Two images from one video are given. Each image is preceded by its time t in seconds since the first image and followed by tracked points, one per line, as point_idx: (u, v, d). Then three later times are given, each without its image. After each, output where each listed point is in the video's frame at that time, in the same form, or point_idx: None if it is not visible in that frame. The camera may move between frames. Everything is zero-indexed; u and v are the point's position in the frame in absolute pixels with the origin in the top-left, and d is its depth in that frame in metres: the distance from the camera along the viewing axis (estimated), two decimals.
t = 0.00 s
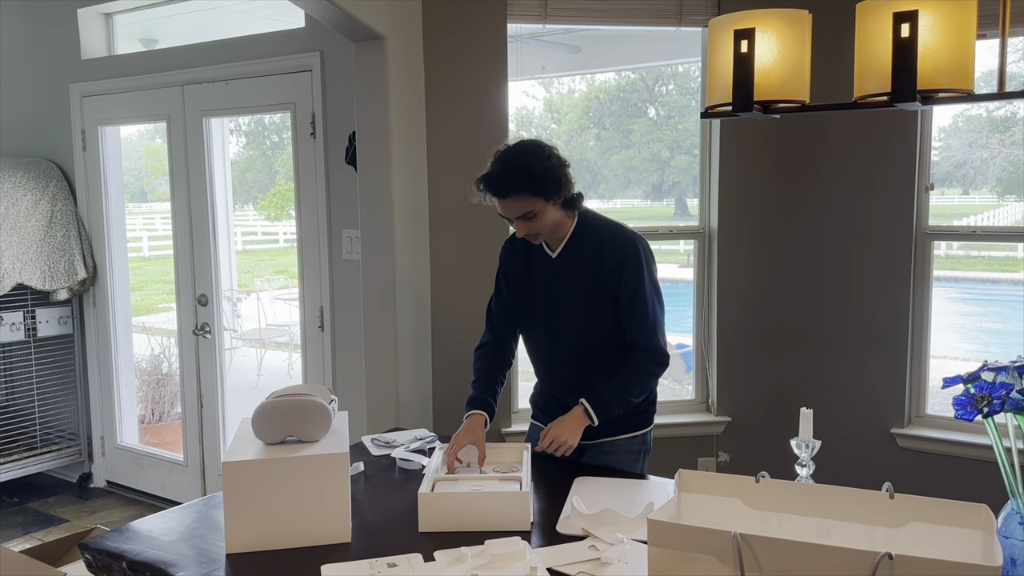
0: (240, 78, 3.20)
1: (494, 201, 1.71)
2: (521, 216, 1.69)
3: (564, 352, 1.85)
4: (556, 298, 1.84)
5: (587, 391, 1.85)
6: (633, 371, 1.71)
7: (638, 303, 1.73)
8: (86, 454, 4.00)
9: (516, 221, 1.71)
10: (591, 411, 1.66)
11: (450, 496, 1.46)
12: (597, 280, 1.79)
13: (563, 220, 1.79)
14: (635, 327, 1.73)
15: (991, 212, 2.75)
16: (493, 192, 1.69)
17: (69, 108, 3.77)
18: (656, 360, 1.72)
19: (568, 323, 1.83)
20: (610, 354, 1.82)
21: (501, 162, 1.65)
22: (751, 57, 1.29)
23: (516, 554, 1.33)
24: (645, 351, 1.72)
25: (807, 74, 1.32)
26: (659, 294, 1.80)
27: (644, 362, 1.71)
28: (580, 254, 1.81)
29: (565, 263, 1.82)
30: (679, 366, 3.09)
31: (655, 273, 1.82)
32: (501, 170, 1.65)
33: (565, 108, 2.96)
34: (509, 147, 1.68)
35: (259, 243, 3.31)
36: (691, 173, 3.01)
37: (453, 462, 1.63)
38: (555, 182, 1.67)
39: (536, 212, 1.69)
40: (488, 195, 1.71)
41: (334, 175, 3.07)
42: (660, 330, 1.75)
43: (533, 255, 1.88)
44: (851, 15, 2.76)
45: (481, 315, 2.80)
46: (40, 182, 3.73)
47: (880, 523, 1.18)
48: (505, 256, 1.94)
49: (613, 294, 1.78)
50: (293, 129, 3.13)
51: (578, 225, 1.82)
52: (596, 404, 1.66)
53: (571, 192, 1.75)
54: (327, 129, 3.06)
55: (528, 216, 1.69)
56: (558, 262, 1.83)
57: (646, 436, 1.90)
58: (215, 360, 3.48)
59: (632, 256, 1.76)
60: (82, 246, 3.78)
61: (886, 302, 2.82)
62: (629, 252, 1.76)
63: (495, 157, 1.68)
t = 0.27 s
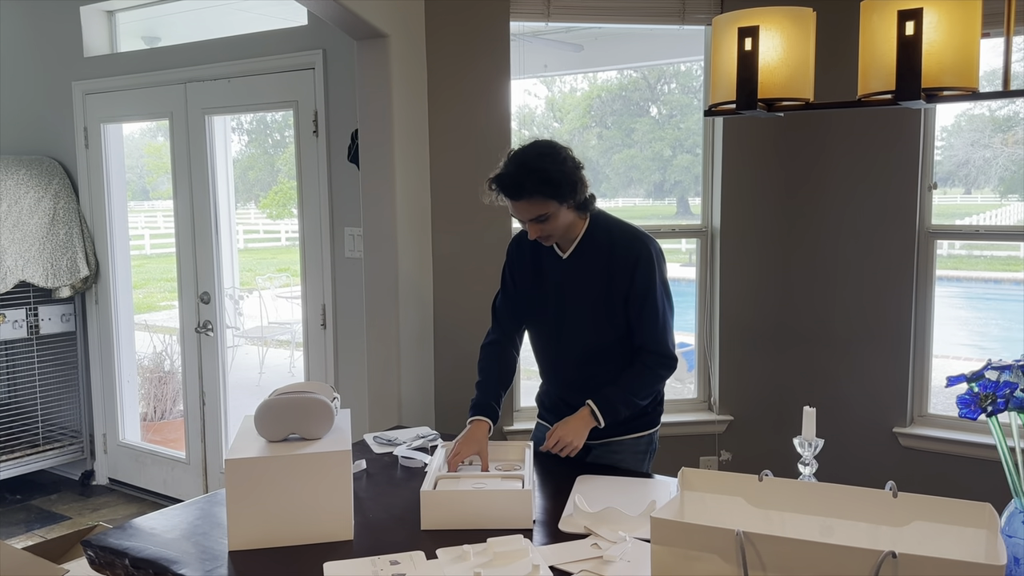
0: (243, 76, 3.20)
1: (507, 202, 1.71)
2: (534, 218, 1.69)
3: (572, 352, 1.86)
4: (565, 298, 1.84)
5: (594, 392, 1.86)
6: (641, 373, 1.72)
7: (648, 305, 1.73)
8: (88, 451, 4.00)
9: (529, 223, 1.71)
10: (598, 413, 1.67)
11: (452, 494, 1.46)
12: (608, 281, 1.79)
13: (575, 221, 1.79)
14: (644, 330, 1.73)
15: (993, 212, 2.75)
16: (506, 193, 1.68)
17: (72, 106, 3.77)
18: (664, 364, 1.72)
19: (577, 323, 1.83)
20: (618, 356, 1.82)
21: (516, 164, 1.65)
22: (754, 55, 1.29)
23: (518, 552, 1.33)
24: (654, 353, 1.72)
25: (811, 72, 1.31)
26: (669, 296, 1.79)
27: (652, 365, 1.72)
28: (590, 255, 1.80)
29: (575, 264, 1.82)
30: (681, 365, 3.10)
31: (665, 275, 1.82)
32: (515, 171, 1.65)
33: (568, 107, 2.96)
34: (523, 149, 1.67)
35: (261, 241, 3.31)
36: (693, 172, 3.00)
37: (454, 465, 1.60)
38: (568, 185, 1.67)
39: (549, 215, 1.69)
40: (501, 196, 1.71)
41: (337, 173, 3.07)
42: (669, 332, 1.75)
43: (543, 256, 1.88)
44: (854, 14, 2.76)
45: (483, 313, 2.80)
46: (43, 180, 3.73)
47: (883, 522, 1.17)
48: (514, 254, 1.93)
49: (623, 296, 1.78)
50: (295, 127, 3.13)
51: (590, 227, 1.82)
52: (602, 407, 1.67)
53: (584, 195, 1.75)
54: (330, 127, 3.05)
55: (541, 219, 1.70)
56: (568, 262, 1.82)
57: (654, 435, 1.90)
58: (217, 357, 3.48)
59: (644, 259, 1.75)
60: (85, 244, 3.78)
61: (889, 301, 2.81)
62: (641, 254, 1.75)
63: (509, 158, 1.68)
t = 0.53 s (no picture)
0: (246, 74, 3.20)
1: (518, 203, 1.70)
2: (545, 220, 1.69)
3: (579, 351, 1.85)
4: (573, 297, 1.84)
5: (600, 391, 1.85)
6: (648, 374, 1.71)
7: (656, 306, 1.72)
8: (90, 449, 4.01)
9: (539, 224, 1.70)
10: (603, 413, 1.66)
11: (454, 492, 1.46)
12: (617, 281, 1.79)
13: (585, 223, 1.78)
14: (651, 331, 1.73)
15: (997, 211, 2.74)
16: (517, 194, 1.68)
17: (74, 103, 3.77)
18: (671, 366, 1.72)
19: (584, 323, 1.83)
20: (625, 357, 1.81)
21: (528, 165, 1.64)
22: (759, 53, 1.28)
23: (521, 550, 1.32)
24: (661, 355, 1.72)
25: (815, 70, 1.31)
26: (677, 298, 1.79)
27: (659, 366, 1.72)
28: (599, 255, 1.80)
29: (583, 264, 1.81)
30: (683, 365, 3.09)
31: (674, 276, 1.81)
32: (527, 172, 1.64)
33: (570, 106, 2.95)
34: (535, 149, 1.67)
35: (263, 239, 3.31)
36: (696, 171, 3.00)
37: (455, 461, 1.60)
38: (580, 187, 1.67)
39: (559, 218, 1.69)
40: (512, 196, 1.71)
41: (340, 171, 3.06)
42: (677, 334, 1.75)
43: (551, 255, 1.87)
44: (857, 13, 2.75)
45: (485, 311, 2.80)
46: (46, 177, 3.73)
47: (887, 522, 1.17)
48: (521, 252, 1.93)
49: (631, 297, 1.77)
50: (298, 125, 3.13)
51: (599, 227, 1.82)
52: (608, 407, 1.66)
53: (595, 197, 1.75)
54: (332, 125, 3.05)
55: (552, 221, 1.69)
56: (577, 262, 1.82)
57: (658, 435, 1.90)
58: (220, 355, 3.48)
59: (654, 260, 1.74)
60: (87, 241, 3.78)
61: (893, 301, 2.81)
62: (650, 255, 1.75)
63: (521, 158, 1.67)
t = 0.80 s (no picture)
0: (249, 72, 3.20)
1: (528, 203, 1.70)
2: (553, 222, 1.69)
3: (582, 351, 1.86)
4: (577, 297, 1.84)
5: (600, 392, 1.85)
6: (649, 377, 1.71)
7: (660, 309, 1.72)
8: (93, 446, 4.02)
9: (547, 226, 1.70)
10: (601, 415, 1.66)
11: (457, 490, 1.46)
12: (623, 282, 1.79)
13: (593, 227, 1.78)
14: (653, 333, 1.73)
15: (999, 211, 2.74)
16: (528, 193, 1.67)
17: (78, 101, 3.78)
18: (673, 370, 1.72)
19: (588, 322, 1.83)
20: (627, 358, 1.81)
21: (541, 167, 1.64)
22: (763, 52, 1.28)
23: (523, 549, 1.33)
24: (662, 358, 1.72)
25: (819, 70, 1.31)
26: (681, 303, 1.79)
27: (660, 369, 1.72)
28: (605, 256, 1.80)
29: (590, 264, 1.81)
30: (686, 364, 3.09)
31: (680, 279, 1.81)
32: (539, 173, 1.64)
33: (572, 104, 2.94)
34: (550, 150, 1.66)
35: (265, 237, 3.31)
36: (699, 170, 3.00)
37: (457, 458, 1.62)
38: (591, 194, 1.66)
39: (568, 221, 1.69)
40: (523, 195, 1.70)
41: (343, 169, 3.06)
42: (680, 338, 1.75)
43: (557, 255, 1.87)
44: (861, 12, 2.75)
45: (488, 310, 2.80)
46: (49, 175, 3.73)
47: (890, 521, 1.17)
48: (527, 249, 1.93)
49: (636, 299, 1.77)
50: (301, 124, 3.13)
51: (608, 230, 1.81)
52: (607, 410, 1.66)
53: (606, 202, 1.73)
54: (336, 123, 3.06)
55: (560, 224, 1.69)
56: (583, 262, 1.82)
57: (661, 435, 1.90)
58: (222, 353, 3.49)
59: (662, 262, 1.75)
60: (91, 239, 3.79)
61: (896, 301, 2.81)
62: (658, 257, 1.75)
63: (534, 158, 1.67)
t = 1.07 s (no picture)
0: (253, 70, 3.20)
1: (540, 201, 1.70)
2: (564, 221, 1.68)
3: (584, 349, 1.86)
4: (582, 295, 1.84)
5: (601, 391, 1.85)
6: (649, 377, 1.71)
7: (663, 309, 1.72)
8: (96, 443, 4.02)
9: (558, 225, 1.70)
10: (597, 413, 1.65)
11: (461, 488, 1.46)
12: (627, 281, 1.79)
13: (603, 227, 1.78)
14: (654, 334, 1.73)
15: (1003, 211, 2.74)
16: (540, 191, 1.67)
17: (82, 98, 3.78)
18: (672, 372, 1.71)
19: (590, 320, 1.83)
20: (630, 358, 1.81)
21: (557, 166, 1.63)
22: (769, 50, 1.28)
23: (527, 547, 1.33)
24: (662, 360, 1.72)
25: (825, 68, 1.31)
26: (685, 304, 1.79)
27: (660, 370, 1.71)
28: (612, 255, 1.80)
29: (596, 263, 1.81)
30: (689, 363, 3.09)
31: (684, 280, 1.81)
32: (552, 171, 1.64)
33: (575, 103, 2.94)
34: (564, 148, 1.65)
35: (268, 235, 3.32)
36: (702, 169, 2.99)
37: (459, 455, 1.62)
38: (604, 194, 1.67)
39: (580, 221, 1.69)
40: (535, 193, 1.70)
41: (346, 167, 3.07)
42: (681, 340, 1.74)
43: (564, 253, 1.87)
44: (865, 11, 2.75)
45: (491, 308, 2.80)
46: (53, 173, 3.74)
47: (895, 520, 1.17)
48: (532, 245, 1.93)
49: (640, 299, 1.77)
50: (305, 122, 3.14)
51: (615, 230, 1.81)
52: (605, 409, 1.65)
53: (618, 202, 1.73)
54: (339, 121, 3.06)
55: (572, 223, 1.69)
56: (590, 262, 1.82)
57: (664, 435, 1.90)
58: (226, 350, 3.49)
59: (667, 262, 1.74)
60: (94, 236, 3.79)
61: (899, 300, 2.80)
62: (664, 257, 1.75)
63: (547, 155, 1.66)
